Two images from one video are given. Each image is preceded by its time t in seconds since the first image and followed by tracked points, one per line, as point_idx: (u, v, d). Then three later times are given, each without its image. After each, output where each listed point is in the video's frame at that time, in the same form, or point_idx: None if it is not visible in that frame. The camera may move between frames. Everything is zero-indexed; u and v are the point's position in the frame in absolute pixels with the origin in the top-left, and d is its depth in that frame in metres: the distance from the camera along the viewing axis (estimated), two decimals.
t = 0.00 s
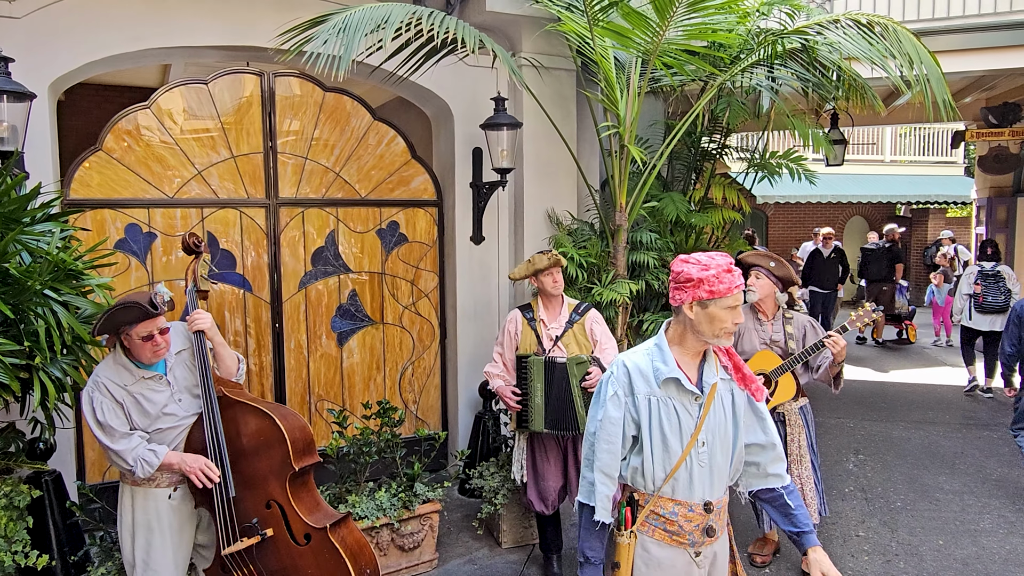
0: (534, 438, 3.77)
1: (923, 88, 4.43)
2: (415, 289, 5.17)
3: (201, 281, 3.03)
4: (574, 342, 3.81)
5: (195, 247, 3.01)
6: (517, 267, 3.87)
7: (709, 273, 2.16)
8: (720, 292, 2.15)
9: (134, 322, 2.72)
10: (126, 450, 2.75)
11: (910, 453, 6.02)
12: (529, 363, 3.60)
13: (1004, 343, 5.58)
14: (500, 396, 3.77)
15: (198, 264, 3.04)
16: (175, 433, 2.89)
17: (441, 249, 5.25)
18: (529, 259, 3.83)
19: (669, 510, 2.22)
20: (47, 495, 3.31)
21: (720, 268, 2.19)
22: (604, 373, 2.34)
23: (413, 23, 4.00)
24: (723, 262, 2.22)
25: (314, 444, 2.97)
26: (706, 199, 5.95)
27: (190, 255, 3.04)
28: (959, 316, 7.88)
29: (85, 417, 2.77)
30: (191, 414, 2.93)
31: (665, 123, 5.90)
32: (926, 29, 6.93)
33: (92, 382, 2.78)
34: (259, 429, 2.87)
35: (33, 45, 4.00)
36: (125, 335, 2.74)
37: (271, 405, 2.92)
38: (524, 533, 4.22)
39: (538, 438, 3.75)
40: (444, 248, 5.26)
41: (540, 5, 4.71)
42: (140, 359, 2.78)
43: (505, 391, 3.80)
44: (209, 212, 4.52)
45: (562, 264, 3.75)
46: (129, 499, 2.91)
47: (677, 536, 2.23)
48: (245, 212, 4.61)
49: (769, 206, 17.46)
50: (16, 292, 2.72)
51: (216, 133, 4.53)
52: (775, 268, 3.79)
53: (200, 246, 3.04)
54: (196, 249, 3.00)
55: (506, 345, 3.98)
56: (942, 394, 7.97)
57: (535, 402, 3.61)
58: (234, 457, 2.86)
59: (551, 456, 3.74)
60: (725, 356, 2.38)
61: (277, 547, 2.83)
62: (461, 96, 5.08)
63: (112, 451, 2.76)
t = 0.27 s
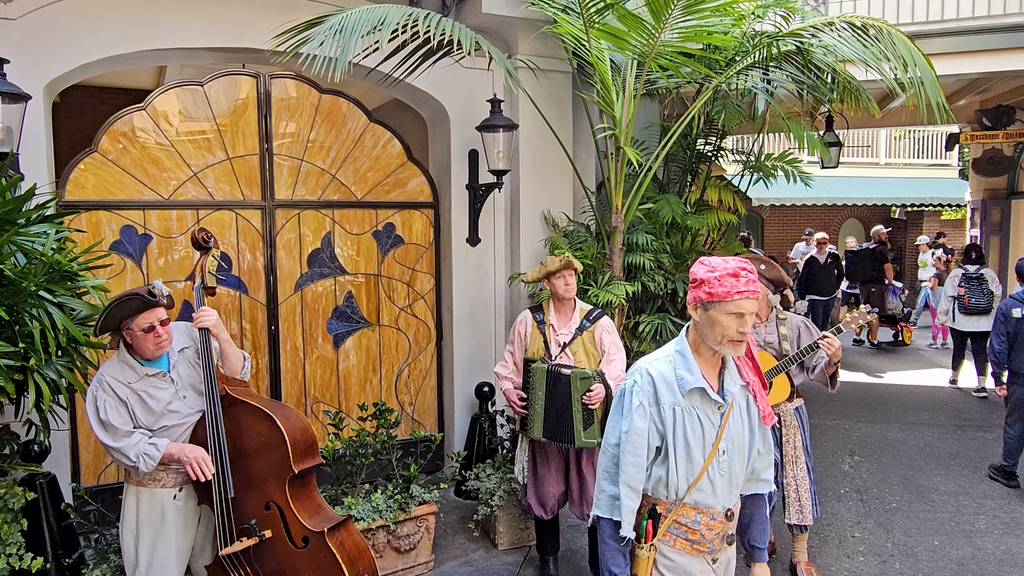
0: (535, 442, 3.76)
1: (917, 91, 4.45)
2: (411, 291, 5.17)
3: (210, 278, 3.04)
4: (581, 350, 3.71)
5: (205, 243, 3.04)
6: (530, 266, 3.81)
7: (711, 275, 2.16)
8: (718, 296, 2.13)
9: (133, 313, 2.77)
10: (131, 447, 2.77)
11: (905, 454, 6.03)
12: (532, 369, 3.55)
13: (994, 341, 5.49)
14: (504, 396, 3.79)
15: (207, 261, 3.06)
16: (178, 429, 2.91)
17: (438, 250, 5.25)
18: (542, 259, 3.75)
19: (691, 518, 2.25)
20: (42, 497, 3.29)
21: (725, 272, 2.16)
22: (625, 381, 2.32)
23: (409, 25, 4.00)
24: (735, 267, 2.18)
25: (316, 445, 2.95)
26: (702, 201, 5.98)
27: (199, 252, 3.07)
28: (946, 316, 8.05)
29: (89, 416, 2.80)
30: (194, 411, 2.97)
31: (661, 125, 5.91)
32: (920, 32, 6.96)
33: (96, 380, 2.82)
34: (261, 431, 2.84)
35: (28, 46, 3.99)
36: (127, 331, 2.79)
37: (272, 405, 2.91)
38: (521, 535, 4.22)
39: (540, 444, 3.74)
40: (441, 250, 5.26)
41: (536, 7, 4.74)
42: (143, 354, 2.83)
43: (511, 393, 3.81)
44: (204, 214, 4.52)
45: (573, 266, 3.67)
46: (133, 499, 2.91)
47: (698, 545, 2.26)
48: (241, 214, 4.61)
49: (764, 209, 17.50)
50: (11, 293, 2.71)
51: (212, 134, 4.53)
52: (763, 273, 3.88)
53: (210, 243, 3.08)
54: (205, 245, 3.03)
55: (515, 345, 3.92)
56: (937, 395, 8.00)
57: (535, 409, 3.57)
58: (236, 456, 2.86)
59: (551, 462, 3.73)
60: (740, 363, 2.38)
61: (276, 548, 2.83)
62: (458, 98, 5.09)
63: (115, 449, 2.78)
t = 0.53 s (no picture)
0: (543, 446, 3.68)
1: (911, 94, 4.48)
2: (407, 293, 5.17)
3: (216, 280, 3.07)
4: (596, 355, 3.70)
5: (211, 245, 3.06)
6: (550, 264, 3.81)
7: (729, 283, 2.18)
8: (734, 304, 2.16)
9: (146, 315, 2.84)
10: (134, 445, 2.82)
11: (900, 455, 6.05)
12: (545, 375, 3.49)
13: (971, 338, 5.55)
14: (512, 397, 3.75)
15: (213, 263, 3.08)
16: (181, 431, 2.98)
17: (434, 252, 5.26)
18: (562, 259, 3.76)
19: (730, 537, 2.27)
20: (36, 500, 3.27)
21: (744, 279, 2.17)
22: (655, 403, 2.26)
23: (406, 27, 4.01)
24: (754, 275, 2.19)
25: (317, 446, 2.95)
26: (697, 205, 5.93)
27: (205, 253, 3.09)
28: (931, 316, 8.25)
29: (96, 412, 2.85)
30: (197, 414, 3.03)
31: (656, 128, 5.92)
32: (914, 35, 7.00)
33: (106, 377, 2.88)
34: (262, 431, 2.85)
35: (24, 47, 3.99)
36: (139, 332, 2.86)
37: (274, 405, 2.91)
38: (517, 537, 4.21)
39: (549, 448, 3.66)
40: (437, 252, 5.26)
41: (532, 9, 4.76)
42: (154, 354, 2.90)
43: (518, 393, 3.76)
44: (200, 216, 4.52)
45: (595, 268, 3.67)
46: (135, 496, 2.96)
47: (737, 562, 2.29)
48: (237, 216, 4.60)
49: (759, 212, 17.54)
50: (6, 295, 2.69)
51: (208, 136, 4.53)
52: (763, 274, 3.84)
53: (217, 244, 3.10)
54: (211, 246, 3.05)
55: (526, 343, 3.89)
56: (932, 397, 8.03)
57: (546, 416, 3.50)
58: (237, 455, 2.87)
59: (558, 466, 3.65)
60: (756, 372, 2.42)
61: (274, 548, 2.83)
62: (454, 101, 5.10)
63: (118, 446, 2.83)
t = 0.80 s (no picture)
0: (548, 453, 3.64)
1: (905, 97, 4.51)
2: (403, 295, 5.18)
3: (226, 279, 3.16)
4: (606, 363, 3.56)
5: (223, 245, 3.16)
6: (561, 270, 3.62)
7: (757, 284, 2.08)
8: (762, 306, 2.07)
9: (160, 309, 2.91)
10: (140, 438, 2.87)
11: (895, 457, 6.07)
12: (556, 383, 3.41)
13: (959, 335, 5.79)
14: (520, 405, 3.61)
15: (224, 263, 3.18)
16: (188, 427, 3.00)
17: (430, 255, 5.26)
18: (575, 264, 3.58)
19: (780, 552, 2.17)
20: (31, 503, 3.27)
21: (774, 280, 2.07)
22: (693, 419, 2.08)
23: (401, 30, 4.01)
24: (785, 275, 2.08)
25: (319, 447, 2.95)
26: (692, 207, 6.02)
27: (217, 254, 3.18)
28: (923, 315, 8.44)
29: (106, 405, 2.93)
30: (205, 411, 3.06)
31: (652, 131, 5.94)
32: (907, 39, 7.05)
33: (117, 371, 2.95)
34: (265, 430, 2.85)
35: (20, 49, 3.99)
36: (153, 326, 2.93)
37: (277, 405, 2.92)
38: (514, 540, 4.21)
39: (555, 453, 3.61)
40: (433, 255, 5.27)
41: (528, 13, 4.73)
42: (166, 349, 2.95)
43: (527, 401, 3.62)
44: (196, 219, 4.52)
45: (609, 276, 3.49)
46: (140, 494, 3.00)
47: (787, 571, 2.20)
48: (232, 219, 4.61)
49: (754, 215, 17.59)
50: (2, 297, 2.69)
51: (204, 139, 4.53)
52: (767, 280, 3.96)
53: (228, 245, 3.19)
54: (223, 246, 3.15)
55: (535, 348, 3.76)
56: (927, 400, 8.05)
57: (556, 424, 3.42)
58: (240, 454, 2.88)
59: (563, 473, 3.59)
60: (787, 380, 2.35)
61: (274, 548, 2.83)
62: (451, 104, 5.11)
63: (126, 438, 2.89)
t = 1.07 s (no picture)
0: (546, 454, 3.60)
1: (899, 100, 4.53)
2: (399, 298, 5.18)
3: (228, 282, 3.17)
4: (610, 364, 3.56)
5: (226, 248, 3.15)
6: (566, 270, 3.64)
7: (788, 284, 2.05)
8: (796, 305, 2.02)
9: (165, 310, 2.91)
10: (142, 437, 2.85)
11: (891, 459, 6.09)
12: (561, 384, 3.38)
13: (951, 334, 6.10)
14: (518, 403, 3.57)
15: (227, 265, 3.18)
16: (189, 429, 3.02)
17: (426, 258, 5.27)
18: (579, 264, 3.59)
19: (808, 567, 2.13)
20: (26, 506, 3.25)
21: (804, 279, 2.04)
22: (730, 434, 1.99)
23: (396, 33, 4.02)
24: (816, 274, 2.06)
25: (319, 448, 2.95)
26: (688, 210, 6.05)
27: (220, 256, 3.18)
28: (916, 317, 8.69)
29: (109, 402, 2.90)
30: (205, 412, 3.07)
31: (647, 134, 5.96)
32: (901, 43, 7.09)
33: (121, 368, 2.93)
34: (266, 431, 2.85)
35: (16, 52, 3.99)
36: (157, 328, 2.93)
37: (278, 405, 2.92)
38: (510, 542, 4.21)
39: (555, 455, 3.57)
40: (429, 258, 5.27)
41: (523, 16, 4.75)
42: (171, 351, 2.97)
43: (525, 399, 3.59)
44: (192, 221, 4.52)
45: (613, 274, 3.53)
46: (139, 496, 2.99)
47: None
48: (228, 221, 4.61)
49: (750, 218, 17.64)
50: None
51: (199, 142, 4.53)
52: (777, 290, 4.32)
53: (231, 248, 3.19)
54: (227, 250, 3.14)
55: (536, 346, 3.74)
56: (922, 402, 8.08)
57: (558, 424, 3.40)
58: (241, 454, 2.88)
59: (562, 475, 3.55)
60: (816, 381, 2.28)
61: (273, 548, 2.83)
62: (447, 107, 5.12)
63: (129, 436, 2.87)
